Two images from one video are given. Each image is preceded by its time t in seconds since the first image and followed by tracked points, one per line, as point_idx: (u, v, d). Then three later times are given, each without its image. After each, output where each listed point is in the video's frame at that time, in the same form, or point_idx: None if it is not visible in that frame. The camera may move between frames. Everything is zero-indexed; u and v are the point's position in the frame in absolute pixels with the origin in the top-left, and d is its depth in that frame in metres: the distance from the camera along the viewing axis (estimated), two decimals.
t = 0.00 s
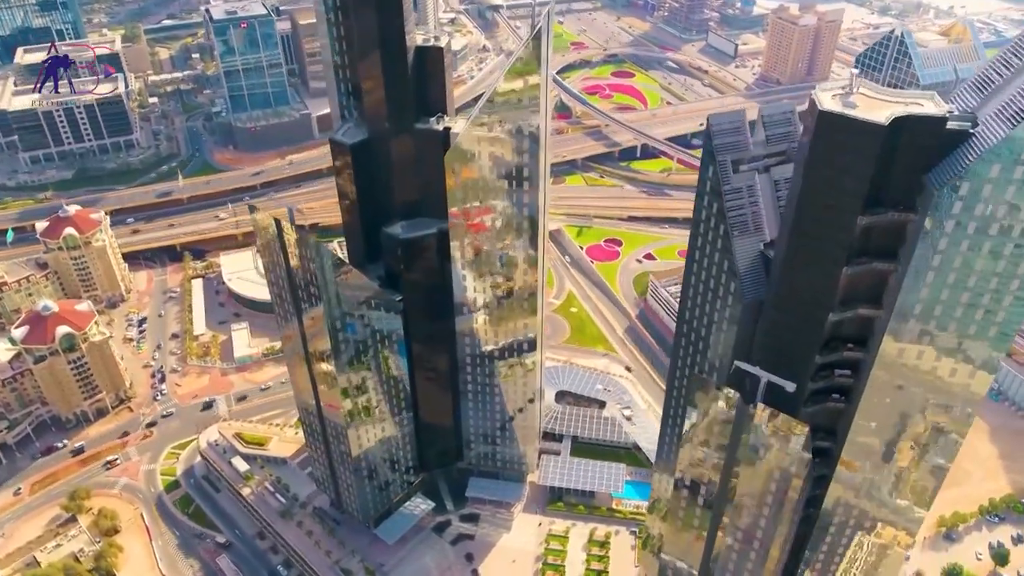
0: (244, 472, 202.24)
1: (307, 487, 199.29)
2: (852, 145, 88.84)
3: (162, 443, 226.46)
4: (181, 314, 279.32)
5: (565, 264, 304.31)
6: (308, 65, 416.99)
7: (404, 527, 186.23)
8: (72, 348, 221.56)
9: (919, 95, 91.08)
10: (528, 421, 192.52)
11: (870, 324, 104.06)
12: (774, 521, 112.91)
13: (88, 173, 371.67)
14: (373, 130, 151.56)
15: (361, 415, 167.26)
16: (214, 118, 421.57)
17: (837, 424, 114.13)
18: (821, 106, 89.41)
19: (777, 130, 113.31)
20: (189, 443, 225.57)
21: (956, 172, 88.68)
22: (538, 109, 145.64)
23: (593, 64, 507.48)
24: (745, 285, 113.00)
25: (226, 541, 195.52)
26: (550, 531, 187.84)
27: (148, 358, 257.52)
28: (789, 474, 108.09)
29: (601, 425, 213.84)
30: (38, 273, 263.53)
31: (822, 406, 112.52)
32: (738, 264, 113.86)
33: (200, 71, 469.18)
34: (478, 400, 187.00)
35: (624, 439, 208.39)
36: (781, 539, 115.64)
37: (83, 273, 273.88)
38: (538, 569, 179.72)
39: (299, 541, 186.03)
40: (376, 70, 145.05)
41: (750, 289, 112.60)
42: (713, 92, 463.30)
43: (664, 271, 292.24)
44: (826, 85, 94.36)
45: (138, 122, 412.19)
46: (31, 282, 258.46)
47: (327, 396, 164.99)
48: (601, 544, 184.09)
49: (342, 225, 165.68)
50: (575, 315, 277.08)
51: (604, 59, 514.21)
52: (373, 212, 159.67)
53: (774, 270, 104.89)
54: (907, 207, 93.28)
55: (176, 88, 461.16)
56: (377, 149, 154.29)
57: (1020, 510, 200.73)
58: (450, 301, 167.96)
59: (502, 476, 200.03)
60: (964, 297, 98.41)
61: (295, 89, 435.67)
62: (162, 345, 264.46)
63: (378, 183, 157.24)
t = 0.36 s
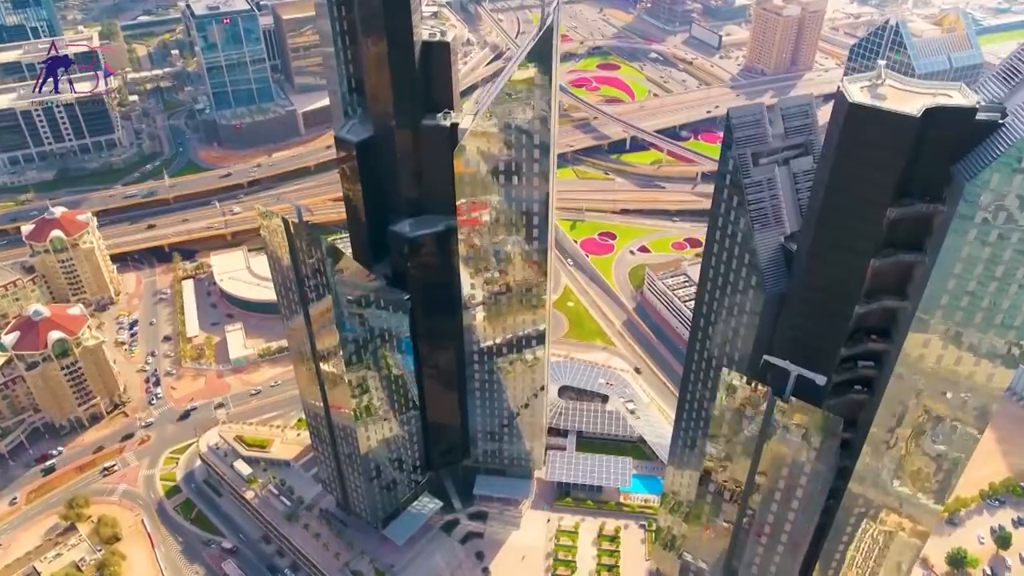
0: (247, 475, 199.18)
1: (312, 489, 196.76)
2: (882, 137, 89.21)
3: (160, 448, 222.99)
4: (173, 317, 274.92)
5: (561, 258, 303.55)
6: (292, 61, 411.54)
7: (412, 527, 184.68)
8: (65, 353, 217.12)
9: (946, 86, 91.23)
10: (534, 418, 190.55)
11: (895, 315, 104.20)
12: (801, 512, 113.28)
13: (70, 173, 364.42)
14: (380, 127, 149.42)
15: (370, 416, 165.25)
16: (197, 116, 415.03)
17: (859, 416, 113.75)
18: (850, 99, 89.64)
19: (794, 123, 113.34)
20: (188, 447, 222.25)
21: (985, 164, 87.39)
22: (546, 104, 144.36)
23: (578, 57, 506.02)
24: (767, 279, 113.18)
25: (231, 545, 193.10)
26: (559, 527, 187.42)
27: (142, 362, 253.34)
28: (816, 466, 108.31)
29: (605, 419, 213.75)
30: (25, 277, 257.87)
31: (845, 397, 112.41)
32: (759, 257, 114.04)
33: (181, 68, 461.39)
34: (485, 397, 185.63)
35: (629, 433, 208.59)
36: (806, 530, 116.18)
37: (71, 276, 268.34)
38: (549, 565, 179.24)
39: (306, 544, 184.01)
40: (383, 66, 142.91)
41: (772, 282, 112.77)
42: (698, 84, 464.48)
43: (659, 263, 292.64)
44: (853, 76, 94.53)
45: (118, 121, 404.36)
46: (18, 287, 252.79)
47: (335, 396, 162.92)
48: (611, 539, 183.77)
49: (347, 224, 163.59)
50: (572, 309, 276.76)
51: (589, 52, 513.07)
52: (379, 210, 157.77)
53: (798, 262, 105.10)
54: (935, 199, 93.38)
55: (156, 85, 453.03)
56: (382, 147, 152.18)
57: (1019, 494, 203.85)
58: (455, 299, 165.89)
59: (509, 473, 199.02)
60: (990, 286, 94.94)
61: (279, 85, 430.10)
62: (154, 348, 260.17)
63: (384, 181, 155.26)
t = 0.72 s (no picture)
0: (252, 480, 196.73)
1: (318, 492, 194.90)
2: (909, 130, 89.76)
3: (160, 453, 219.81)
4: (166, 320, 270.82)
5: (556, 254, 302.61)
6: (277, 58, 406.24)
7: (422, 527, 183.55)
8: (59, 360, 212.88)
9: (971, 79, 91.92)
10: (542, 415, 189.74)
11: (917, 306, 104.87)
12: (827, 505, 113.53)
13: (53, 176, 357.39)
14: (387, 125, 147.81)
15: (380, 417, 163.73)
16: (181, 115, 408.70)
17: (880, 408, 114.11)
18: (878, 92, 90.04)
19: (812, 116, 113.49)
20: (188, 451, 219.22)
21: (1011, 156, 87.89)
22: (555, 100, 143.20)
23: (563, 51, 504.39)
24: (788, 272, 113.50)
25: (237, 550, 190.96)
26: (569, 524, 187.06)
27: (136, 366, 249.32)
28: (843, 458, 108.54)
29: (609, 414, 213.66)
30: (13, 282, 252.36)
31: (867, 389, 112.76)
32: (780, 251, 114.37)
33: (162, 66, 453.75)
34: (492, 395, 184.79)
35: (634, 427, 208.68)
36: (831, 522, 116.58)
37: (61, 280, 263.17)
38: (560, 562, 178.92)
39: (315, 547, 182.20)
40: (392, 64, 141.47)
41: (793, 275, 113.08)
42: (685, 76, 464.96)
43: (655, 257, 292.79)
44: (878, 69, 95.02)
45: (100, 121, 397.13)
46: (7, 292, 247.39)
47: (344, 398, 161.23)
48: (621, 533, 183.86)
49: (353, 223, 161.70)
50: (570, 304, 276.20)
51: (574, 45, 511.58)
52: (387, 209, 156.17)
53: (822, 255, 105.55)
54: (961, 191, 94.06)
55: (137, 84, 445.37)
56: (389, 145, 150.37)
57: (1018, 478, 207.06)
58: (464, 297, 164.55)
59: (516, 471, 198.36)
60: (1014, 278, 95.05)
61: (263, 83, 424.51)
62: (149, 351, 256.26)
63: (392, 179, 153.57)
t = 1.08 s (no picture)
0: (257, 484, 194.56)
1: (325, 495, 193.16)
2: (938, 122, 90.23)
3: (159, 460, 216.45)
4: (158, 324, 266.51)
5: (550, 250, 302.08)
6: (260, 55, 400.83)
7: (432, 528, 182.70)
8: (54, 367, 208.63)
9: (996, 70, 92.86)
10: (549, 411, 189.47)
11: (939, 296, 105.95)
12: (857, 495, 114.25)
13: (34, 179, 350.19)
14: (395, 124, 146.07)
15: (392, 418, 162.38)
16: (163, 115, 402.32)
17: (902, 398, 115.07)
18: (907, 84, 90.35)
19: (829, 109, 113.95)
20: (188, 457, 216.17)
21: None
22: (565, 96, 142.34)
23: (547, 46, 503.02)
24: (810, 264, 113.93)
25: (244, 556, 189.08)
26: (579, 519, 187.12)
27: (131, 373, 245.23)
28: (869, 449, 109.41)
29: (614, 408, 213.86)
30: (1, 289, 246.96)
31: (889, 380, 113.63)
32: (801, 243, 114.80)
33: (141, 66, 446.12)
34: (500, 391, 184.27)
35: (639, 421, 209.28)
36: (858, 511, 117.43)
37: (49, 286, 258.00)
38: (572, 558, 179.05)
39: (324, 551, 180.49)
40: (400, 61, 139.50)
41: (814, 267, 113.55)
42: (670, 70, 466.37)
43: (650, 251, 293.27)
44: (904, 61, 95.43)
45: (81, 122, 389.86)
46: None
47: (355, 399, 159.84)
48: (632, 528, 184.13)
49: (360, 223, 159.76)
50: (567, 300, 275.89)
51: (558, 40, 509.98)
52: (396, 208, 154.76)
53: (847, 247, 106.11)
54: (985, 181, 95.03)
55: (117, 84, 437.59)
56: (397, 143, 148.44)
57: (1016, 462, 210.12)
58: (473, 296, 163.64)
59: (524, 468, 197.92)
60: None
61: (246, 81, 419.00)
62: (142, 357, 252.14)
63: (400, 179, 151.87)
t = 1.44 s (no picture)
0: (263, 488, 192.72)
1: (333, 496, 191.85)
2: (962, 113, 91.48)
3: (159, 466, 213.47)
4: (150, 328, 262.44)
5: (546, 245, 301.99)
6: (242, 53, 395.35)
7: (443, 526, 182.31)
8: (50, 375, 204.61)
9: (1017, 62, 94.35)
10: (556, 406, 189.73)
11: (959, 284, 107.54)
12: (882, 483, 115.53)
13: (14, 183, 342.59)
14: (403, 122, 144.75)
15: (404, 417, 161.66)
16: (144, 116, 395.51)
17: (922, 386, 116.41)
18: (932, 76, 91.53)
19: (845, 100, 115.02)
20: (189, 463, 213.52)
21: None
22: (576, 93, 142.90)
23: (529, 40, 501.34)
24: (829, 254, 114.86)
25: (252, 561, 187.74)
26: (589, 513, 187.83)
27: (126, 379, 241.38)
28: (892, 436, 110.91)
29: (618, 401, 214.72)
30: None
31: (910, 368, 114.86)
32: (820, 234, 115.71)
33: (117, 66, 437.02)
34: (508, 387, 184.31)
35: (644, 414, 210.49)
36: (881, 499, 118.77)
37: (38, 292, 252.75)
38: (584, 552, 179.74)
39: (335, 552, 179.35)
40: (409, 58, 137.98)
41: (834, 258, 114.52)
42: (654, 63, 467.58)
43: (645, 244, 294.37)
44: (925, 53, 96.54)
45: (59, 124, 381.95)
46: None
47: (367, 399, 159.01)
48: (642, 520, 185.22)
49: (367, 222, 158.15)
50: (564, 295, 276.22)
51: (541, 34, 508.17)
52: (404, 207, 153.51)
53: (869, 238, 107.15)
54: (1007, 170, 96.58)
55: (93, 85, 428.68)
56: (405, 141, 146.99)
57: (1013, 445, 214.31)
58: (482, 292, 163.30)
59: (532, 464, 197.97)
60: None
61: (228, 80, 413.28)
62: (136, 362, 248.24)
63: (408, 177, 150.56)
